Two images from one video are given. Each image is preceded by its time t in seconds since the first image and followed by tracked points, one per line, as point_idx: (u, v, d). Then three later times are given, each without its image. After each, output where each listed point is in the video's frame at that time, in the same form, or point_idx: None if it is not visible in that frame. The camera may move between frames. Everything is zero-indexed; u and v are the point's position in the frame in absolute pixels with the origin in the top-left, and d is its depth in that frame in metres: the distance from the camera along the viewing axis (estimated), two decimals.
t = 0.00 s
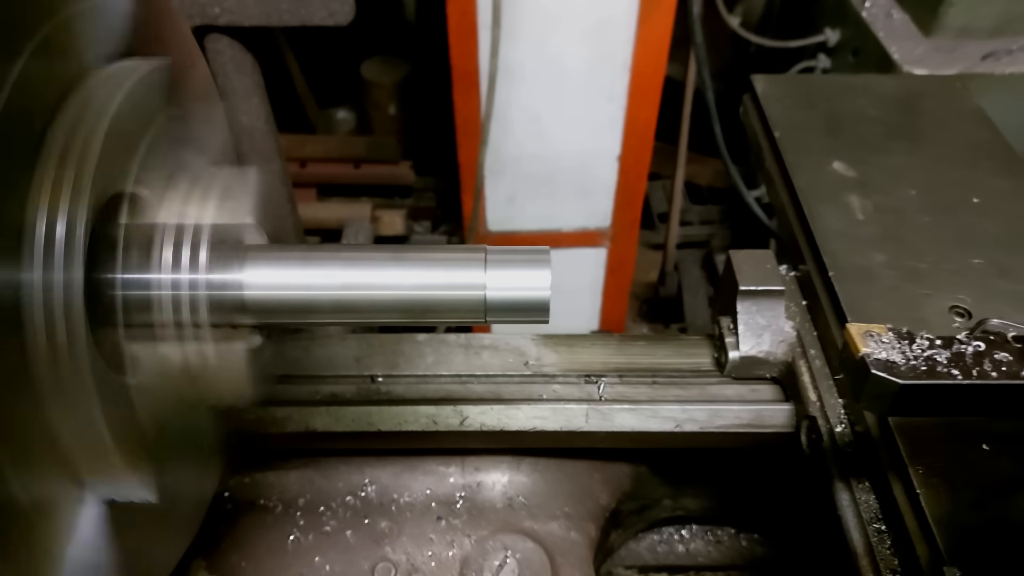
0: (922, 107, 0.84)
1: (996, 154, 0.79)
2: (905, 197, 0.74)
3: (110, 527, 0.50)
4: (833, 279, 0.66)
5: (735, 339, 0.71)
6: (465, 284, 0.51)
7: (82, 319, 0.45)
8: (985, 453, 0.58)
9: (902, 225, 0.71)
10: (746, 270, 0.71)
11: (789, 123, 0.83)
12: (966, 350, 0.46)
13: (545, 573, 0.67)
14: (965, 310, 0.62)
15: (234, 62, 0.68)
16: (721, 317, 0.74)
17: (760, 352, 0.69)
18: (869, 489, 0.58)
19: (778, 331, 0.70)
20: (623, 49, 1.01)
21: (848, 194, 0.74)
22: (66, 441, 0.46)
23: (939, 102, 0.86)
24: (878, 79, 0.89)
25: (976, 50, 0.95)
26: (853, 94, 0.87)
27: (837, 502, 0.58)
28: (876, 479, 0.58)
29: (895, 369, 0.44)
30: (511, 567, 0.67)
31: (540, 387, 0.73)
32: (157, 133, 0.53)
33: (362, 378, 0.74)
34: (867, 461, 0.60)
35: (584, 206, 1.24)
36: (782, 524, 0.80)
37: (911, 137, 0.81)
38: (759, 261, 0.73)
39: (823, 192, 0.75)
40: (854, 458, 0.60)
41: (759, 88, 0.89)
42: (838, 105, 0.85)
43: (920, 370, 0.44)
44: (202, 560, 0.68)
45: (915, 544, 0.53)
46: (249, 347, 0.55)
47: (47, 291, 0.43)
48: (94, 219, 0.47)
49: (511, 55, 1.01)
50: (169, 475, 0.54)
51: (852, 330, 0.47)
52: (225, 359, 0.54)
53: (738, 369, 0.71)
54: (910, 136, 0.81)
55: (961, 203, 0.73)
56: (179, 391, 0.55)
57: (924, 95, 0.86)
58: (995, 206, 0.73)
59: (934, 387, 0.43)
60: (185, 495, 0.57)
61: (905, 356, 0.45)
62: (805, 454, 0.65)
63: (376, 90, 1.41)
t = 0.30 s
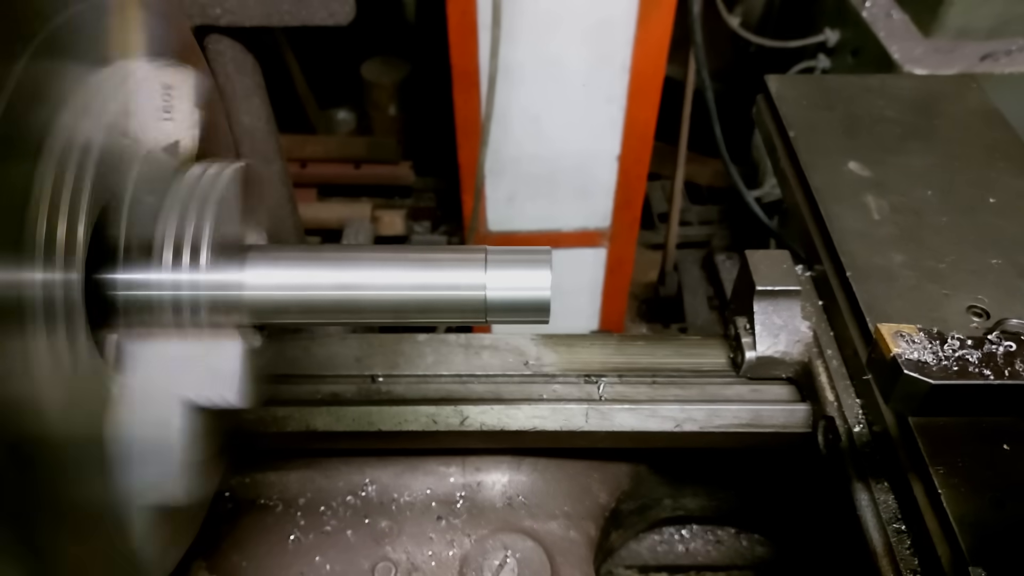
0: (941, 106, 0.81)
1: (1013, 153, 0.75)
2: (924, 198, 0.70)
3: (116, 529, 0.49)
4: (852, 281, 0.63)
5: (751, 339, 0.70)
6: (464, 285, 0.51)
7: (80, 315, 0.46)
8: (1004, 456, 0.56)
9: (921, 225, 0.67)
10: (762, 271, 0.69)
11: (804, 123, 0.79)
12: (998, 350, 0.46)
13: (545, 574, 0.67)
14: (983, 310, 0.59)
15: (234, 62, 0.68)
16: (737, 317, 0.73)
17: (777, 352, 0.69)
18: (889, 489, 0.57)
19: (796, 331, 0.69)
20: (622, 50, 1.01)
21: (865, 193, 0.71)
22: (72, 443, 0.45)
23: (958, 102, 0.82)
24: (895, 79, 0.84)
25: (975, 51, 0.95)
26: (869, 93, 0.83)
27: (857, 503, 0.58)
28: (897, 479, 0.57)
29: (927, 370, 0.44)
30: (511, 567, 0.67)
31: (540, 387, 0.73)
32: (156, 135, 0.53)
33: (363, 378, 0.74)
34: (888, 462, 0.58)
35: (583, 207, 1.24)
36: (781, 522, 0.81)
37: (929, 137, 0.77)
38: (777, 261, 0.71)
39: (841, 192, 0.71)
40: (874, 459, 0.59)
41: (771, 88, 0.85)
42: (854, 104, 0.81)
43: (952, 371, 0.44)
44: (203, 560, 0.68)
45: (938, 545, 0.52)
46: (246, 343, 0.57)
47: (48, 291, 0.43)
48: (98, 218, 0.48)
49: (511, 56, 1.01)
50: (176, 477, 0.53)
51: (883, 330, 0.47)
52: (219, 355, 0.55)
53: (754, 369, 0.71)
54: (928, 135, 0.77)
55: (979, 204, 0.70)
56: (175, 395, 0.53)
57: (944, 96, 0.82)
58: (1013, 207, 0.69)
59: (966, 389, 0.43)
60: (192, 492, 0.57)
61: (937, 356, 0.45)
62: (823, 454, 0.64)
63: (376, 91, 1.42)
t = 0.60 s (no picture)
0: (938, 110, 0.81)
1: (1010, 156, 0.75)
2: (921, 199, 0.69)
3: (120, 526, 0.50)
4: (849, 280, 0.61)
5: (749, 339, 0.72)
6: (465, 284, 0.52)
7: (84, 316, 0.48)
8: (1005, 453, 0.55)
9: (918, 225, 0.66)
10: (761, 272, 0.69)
11: (802, 126, 0.80)
12: (994, 349, 0.45)
13: (544, 570, 0.68)
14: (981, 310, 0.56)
15: (237, 65, 0.69)
16: (734, 317, 0.74)
17: (774, 352, 0.70)
18: (886, 487, 0.58)
19: (795, 330, 0.70)
20: (621, 53, 1.02)
21: (863, 194, 0.70)
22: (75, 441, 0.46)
23: (953, 106, 0.82)
24: (892, 82, 0.85)
25: (969, 54, 0.96)
26: (866, 96, 0.84)
27: (854, 501, 0.59)
28: (893, 477, 0.57)
29: (925, 370, 0.42)
30: (510, 563, 0.68)
31: (539, 386, 0.74)
32: (158, 136, 0.53)
33: (364, 377, 0.75)
34: (885, 460, 0.59)
35: (583, 208, 1.25)
36: (775, 517, 0.84)
37: (924, 140, 0.77)
38: (775, 261, 0.72)
39: (840, 193, 0.71)
40: (872, 458, 0.60)
41: (769, 90, 0.86)
42: (852, 108, 0.82)
43: (949, 370, 0.42)
44: (206, 556, 0.69)
45: (934, 542, 0.52)
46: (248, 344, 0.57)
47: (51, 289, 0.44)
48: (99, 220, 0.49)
49: (511, 59, 1.02)
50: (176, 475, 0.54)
51: (881, 329, 0.44)
52: (222, 356, 0.56)
53: (751, 368, 0.72)
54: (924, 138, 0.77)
55: (976, 204, 0.69)
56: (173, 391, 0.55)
57: (941, 100, 0.83)
58: (1010, 207, 0.68)
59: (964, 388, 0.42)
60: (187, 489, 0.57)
61: (935, 355, 0.43)
62: (819, 452, 0.65)
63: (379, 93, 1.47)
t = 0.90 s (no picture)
0: (938, 109, 0.81)
1: (1010, 156, 0.75)
2: (921, 198, 0.69)
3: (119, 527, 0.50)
4: (849, 281, 0.61)
5: (749, 339, 0.72)
6: (465, 284, 0.51)
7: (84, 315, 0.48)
8: (1005, 453, 0.55)
9: (918, 225, 0.66)
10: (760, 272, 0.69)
11: (802, 125, 0.80)
12: (994, 349, 0.44)
13: (544, 570, 0.68)
14: (980, 310, 0.56)
15: (237, 65, 0.69)
16: (734, 317, 0.74)
17: (774, 352, 0.70)
18: (886, 487, 0.58)
19: (794, 330, 0.70)
20: (621, 53, 1.02)
21: (863, 194, 0.70)
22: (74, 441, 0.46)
23: (954, 105, 0.82)
24: (892, 81, 0.85)
25: (969, 53, 0.96)
26: (865, 96, 0.83)
27: (854, 501, 0.59)
28: (893, 477, 0.57)
29: (925, 370, 0.42)
30: (510, 564, 0.68)
31: (539, 386, 0.74)
32: (158, 137, 0.54)
33: (364, 377, 0.75)
34: (886, 460, 0.59)
35: (583, 208, 1.25)
36: (776, 517, 0.84)
37: (924, 139, 0.77)
38: (774, 261, 0.72)
39: (840, 193, 0.71)
40: (872, 458, 0.60)
41: (769, 89, 0.86)
42: (852, 108, 0.82)
43: (949, 370, 0.42)
44: (206, 557, 0.69)
45: (934, 542, 0.52)
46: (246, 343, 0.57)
47: (51, 290, 0.44)
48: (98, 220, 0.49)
49: (510, 60, 1.02)
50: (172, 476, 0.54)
51: (881, 328, 0.44)
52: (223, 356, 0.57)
53: (751, 369, 0.72)
54: (924, 138, 0.78)
55: (977, 203, 0.69)
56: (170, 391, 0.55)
57: (941, 99, 0.83)
58: (1011, 207, 0.68)
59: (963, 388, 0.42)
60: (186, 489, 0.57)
61: (934, 355, 0.43)
62: (820, 452, 0.65)
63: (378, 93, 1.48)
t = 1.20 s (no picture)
0: (938, 109, 0.81)
1: (1010, 156, 0.75)
2: (921, 198, 0.69)
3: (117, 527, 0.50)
4: (849, 281, 0.61)
5: (749, 339, 0.72)
6: (465, 284, 0.51)
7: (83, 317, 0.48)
8: (1005, 453, 0.55)
9: (918, 225, 0.66)
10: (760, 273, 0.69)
11: (802, 125, 0.80)
12: (993, 349, 0.44)
13: (544, 570, 0.68)
14: (980, 310, 0.56)
15: (237, 65, 0.69)
16: (734, 317, 0.74)
17: (774, 352, 0.70)
18: (885, 487, 0.58)
19: (794, 330, 0.70)
20: (621, 52, 1.02)
21: (863, 194, 0.70)
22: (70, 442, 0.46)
23: (954, 105, 0.82)
24: (892, 81, 0.85)
25: (970, 53, 0.96)
26: (866, 96, 0.83)
27: (854, 501, 0.59)
28: (893, 477, 0.57)
29: (925, 369, 0.42)
30: (510, 564, 0.68)
31: (539, 386, 0.74)
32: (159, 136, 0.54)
33: (364, 377, 0.75)
34: (885, 460, 0.59)
35: (583, 207, 1.25)
36: (776, 517, 0.84)
37: (925, 139, 0.77)
38: (774, 261, 0.72)
39: (840, 193, 0.71)
40: (872, 458, 0.60)
41: (769, 89, 0.86)
42: (853, 108, 0.82)
43: (949, 370, 0.42)
44: (205, 556, 0.69)
45: (934, 543, 0.52)
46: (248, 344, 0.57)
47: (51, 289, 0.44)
48: (98, 220, 0.49)
49: (511, 60, 1.02)
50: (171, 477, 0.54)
51: (881, 329, 0.44)
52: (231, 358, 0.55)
53: (751, 369, 0.72)
54: (924, 138, 0.78)
55: (977, 203, 0.69)
56: (170, 390, 0.55)
57: (941, 99, 0.83)
58: (1011, 207, 0.68)
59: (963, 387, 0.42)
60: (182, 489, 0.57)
61: (935, 355, 0.43)
62: (819, 452, 0.65)
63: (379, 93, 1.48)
